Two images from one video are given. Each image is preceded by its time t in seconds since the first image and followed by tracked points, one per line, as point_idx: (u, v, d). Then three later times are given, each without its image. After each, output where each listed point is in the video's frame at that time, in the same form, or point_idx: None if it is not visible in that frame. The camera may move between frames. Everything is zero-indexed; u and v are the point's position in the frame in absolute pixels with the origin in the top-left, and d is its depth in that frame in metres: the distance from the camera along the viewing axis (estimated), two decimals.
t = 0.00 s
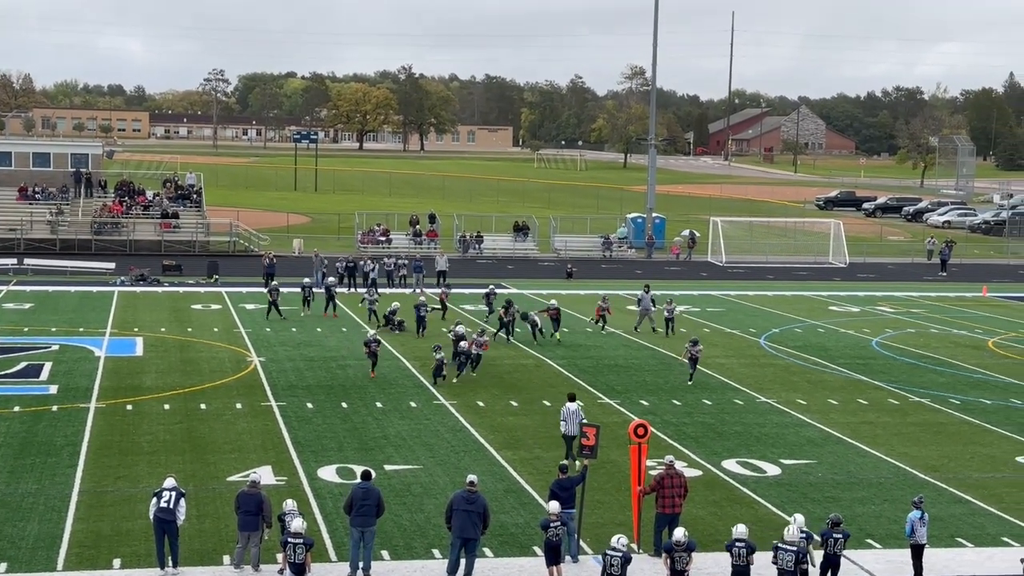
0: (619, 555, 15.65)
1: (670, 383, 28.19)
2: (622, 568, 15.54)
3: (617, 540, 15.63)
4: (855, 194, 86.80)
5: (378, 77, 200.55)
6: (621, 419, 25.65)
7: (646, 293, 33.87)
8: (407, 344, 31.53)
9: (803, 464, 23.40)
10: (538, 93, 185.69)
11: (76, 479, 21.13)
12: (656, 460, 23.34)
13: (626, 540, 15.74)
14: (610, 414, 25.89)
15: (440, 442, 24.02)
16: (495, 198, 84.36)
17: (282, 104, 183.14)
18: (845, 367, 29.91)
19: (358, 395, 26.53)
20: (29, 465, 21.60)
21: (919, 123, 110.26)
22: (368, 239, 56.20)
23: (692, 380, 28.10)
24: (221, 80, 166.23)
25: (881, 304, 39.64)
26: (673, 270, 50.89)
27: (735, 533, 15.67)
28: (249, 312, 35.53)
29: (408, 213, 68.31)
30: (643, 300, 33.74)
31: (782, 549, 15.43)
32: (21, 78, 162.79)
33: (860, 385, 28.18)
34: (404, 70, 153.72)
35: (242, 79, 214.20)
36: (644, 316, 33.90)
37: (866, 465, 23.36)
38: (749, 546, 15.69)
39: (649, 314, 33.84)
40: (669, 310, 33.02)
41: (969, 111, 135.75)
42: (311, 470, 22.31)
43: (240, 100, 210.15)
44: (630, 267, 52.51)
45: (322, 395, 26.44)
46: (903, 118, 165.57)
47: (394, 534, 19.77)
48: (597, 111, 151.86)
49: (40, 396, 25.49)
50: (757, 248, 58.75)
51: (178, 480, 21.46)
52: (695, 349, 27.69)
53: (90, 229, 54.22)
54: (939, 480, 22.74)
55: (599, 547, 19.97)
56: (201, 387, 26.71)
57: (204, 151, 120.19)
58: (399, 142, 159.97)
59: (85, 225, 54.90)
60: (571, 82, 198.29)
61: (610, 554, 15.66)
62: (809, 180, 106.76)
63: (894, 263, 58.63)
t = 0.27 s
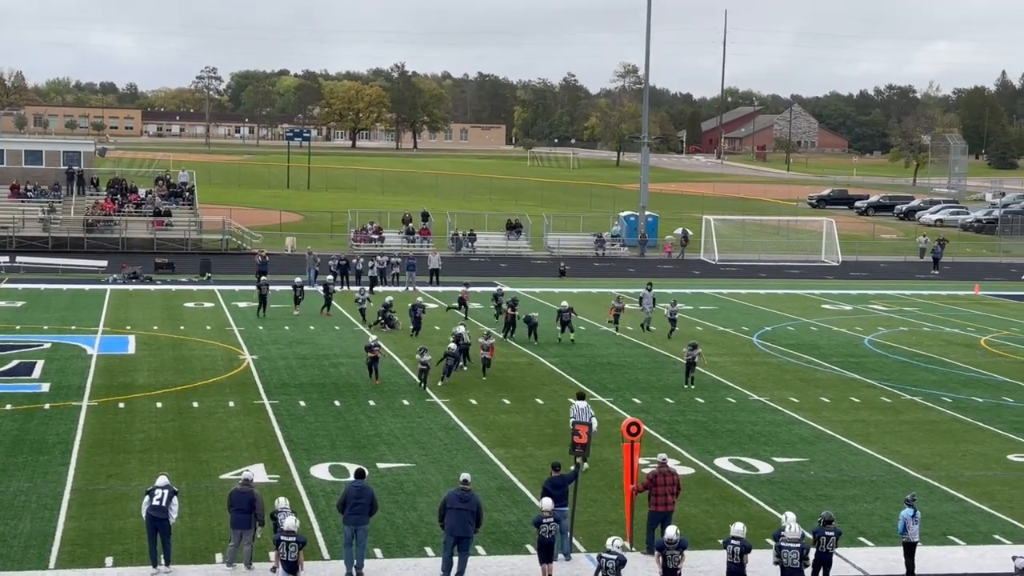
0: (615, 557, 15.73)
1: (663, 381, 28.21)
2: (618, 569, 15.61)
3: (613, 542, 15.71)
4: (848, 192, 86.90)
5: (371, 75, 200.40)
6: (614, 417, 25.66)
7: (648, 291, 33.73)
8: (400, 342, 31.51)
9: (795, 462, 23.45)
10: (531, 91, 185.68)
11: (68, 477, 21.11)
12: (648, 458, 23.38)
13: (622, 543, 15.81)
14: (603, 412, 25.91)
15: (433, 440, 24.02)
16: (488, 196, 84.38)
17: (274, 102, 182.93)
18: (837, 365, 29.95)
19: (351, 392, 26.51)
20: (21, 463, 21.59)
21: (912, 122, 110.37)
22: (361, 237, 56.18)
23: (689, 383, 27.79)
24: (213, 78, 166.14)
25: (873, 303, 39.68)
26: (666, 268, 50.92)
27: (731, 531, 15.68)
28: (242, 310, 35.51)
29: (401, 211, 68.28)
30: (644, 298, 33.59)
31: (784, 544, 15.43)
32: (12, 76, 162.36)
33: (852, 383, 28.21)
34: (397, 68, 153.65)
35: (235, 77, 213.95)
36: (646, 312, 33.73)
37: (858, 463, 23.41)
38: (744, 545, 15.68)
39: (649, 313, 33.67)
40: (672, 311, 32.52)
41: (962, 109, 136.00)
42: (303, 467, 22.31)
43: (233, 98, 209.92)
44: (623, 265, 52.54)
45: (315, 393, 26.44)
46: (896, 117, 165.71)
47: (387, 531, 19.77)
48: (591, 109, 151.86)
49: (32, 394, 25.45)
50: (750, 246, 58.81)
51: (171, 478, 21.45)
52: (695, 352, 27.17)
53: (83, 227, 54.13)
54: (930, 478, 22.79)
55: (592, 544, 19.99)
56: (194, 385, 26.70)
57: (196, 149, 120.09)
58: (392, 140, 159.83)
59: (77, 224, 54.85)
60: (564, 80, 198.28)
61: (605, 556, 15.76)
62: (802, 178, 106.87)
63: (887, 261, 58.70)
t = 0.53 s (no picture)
0: (611, 553, 15.76)
1: (655, 378, 28.22)
2: (614, 565, 15.69)
3: (608, 538, 15.75)
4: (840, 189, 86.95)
5: (364, 71, 200.17)
6: (606, 413, 25.66)
7: (648, 290, 33.61)
8: (392, 338, 31.50)
9: (787, 458, 23.48)
10: (523, 87, 185.61)
11: (60, 473, 21.09)
12: (640, 454, 23.40)
13: (618, 539, 15.84)
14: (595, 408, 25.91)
15: (425, 437, 24.02)
16: (480, 192, 84.33)
17: (267, 99, 182.74)
18: (829, 361, 29.98)
19: (343, 389, 26.51)
20: (13, 460, 21.56)
21: (904, 119, 110.46)
22: (354, 234, 56.14)
23: (689, 387, 27.36)
24: (206, 74, 165.89)
25: (865, 299, 39.71)
26: (658, 265, 50.92)
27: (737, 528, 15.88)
28: (234, 306, 35.49)
29: (394, 208, 68.24)
30: (645, 295, 33.42)
31: (786, 538, 16.01)
32: (4, 71, 161.98)
33: (844, 380, 28.24)
34: (389, 64, 153.47)
35: (227, 73, 213.56)
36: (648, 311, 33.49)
37: (850, 459, 23.44)
38: (748, 541, 15.89)
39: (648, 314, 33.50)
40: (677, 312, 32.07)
41: (954, 106, 136.23)
42: (296, 464, 22.31)
43: (225, 94, 209.62)
44: (615, 262, 52.57)
45: (307, 389, 26.43)
46: (888, 113, 165.82)
47: (379, 528, 19.78)
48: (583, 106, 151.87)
49: (23, 390, 25.42)
50: (742, 243, 58.85)
51: (163, 474, 21.43)
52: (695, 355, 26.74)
53: (74, 223, 54.00)
54: (922, 474, 22.83)
55: (584, 541, 20.00)
56: (186, 381, 26.66)
57: (187, 145, 119.90)
58: (385, 136, 159.68)
59: (69, 220, 54.75)
60: (557, 76, 198.15)
61: (601, 553, 15.77)
62: (794, 175, 106.99)
63: (879, 258, 58.77)
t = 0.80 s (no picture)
0: (598, 549, 15.81)
1: (647, 373, 28.24)
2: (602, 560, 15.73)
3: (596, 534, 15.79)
4: (832, 184, 87.03)
5: (356, 66, 200.04)
6: (598, 408, 25.68)
7: (648, 284, 33.28)
8: (383, 333, 31.49)
9: (778, 453, 23.51)
10: (515, 82, 185.55)
11: (52, 468, 21.06)
12: (632, 449, 23.43)
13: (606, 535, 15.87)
14: (587, 403, 25.93)
15: (417, 431, 24.03)
16: (472, 187, 84.33)
17: (258, 93, 182.48)
18: (821, 356, 30.02)
19: (335, 384, 26.50)
20: (4, 454, 21.54)
21: (896, 114, 110.64)
22: (346, 228, 56.13)
23: (689, 388, 26.77)
24: (197, 68, 165.70)
25: (857, 294, 39.77)
26: (650, 260, 50.95)
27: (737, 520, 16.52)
28: (226, 301, 35.46)
29: (385, 203, 68.23)
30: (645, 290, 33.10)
31: (793, 535, 16.50)
32: None
33: (835, 374, 28.28)
34: (381, 59, 153.32)
35: (218, 68, 213.34)
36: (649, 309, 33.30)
37: (842, 454, 23.46)
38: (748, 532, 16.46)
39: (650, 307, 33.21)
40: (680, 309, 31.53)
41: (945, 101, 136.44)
42: (287, 459, 22.30)
43: (217, 88, 209.43)
44: (607, 257, 52.58)
45: (298, 384, 26.42)
46: (880, 108, 166.02)
47: (371, 522, 19.78)
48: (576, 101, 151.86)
49: (14, 385, 25.39)
50: (734, 237, 58.89)
51: (154, 469, 21.42)
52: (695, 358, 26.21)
53: (66, 217, 53.93)
54: (913, 468, 22.87)
55: (576, 535, 20.03)
56: (178, 376, 26.64)
57: (179, 140, 119.77)
58: (377, 131, 159.56)
59: (60, 215, 54.67)
60: (549, 71, 198.13)
61: (588, 549, 15.83)
62: (785, 170, 107.09)
63: (870, 253, 58.86)
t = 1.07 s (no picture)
0: (588, 541, 15.89)
1: (637, 366, 28.26)
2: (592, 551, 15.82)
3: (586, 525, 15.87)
4: (822, 178, 87.11)
5: (346, 59, 199.77)
6: (588, 401, 25.70)
7: (648, 280, 33.31)
8: (374, 327, 31.48)
9: (768, 446, 23.55)
10: (506, 75, 185.42)
11: (41, 462, 21.04)
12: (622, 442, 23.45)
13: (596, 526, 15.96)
14: (578, 396, 25.93)
15: (408, 425, 24.02)
16: (462, 180, 84.30)
17: (248, 87, 181.98)
18: (811, 349, 30.06)
19: (325, 377, 26.49)
20: None
21: (886, 108, 110.77)
22: (336, 222, 56.08)
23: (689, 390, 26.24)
24: (187, 61, 165.28)
25: (846, 287, 39.82)
26: (640, 253, 50.99)
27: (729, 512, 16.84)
28: (216, 294, 35.41)
29: (375, 196, 68.17)
30: (644, 286, 33.09)
31: (791, 523, 16.43)
32: None
33: (825, 368, 28.33)
34: (372, 52, 153.08)
35: (208, 61, 212.87)
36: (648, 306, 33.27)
37: (832, 447, 23.51)
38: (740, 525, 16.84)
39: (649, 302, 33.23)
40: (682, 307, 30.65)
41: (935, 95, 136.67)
42: (277, 453, 22.29)
43: (207, 82, 209.05)
44: (597, 251, 52.56)
45: (288, 378, 26.40)
46: (870, 102, 166.19)
47: (361, 516, 19.80)
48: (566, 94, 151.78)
49: (3, 379, 25.35)
50: (724, 231, 58.90)
51: (144, 462, 21.40)
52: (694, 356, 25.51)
53: (55, 211, 53.78)
54: (902, 461, 22.92)
55: (566, 529, 20.05)
56: (168, 369, 26.61)
57: (168, 133, 119.52)
58: (367, 124, 159.34)
59: (50, 208, 54.55)
60: (539, 65, 198.01)
61: (578, 541, 15.91)
62: (775, 163, 107.17)
63: (860, 246, 58.93)
